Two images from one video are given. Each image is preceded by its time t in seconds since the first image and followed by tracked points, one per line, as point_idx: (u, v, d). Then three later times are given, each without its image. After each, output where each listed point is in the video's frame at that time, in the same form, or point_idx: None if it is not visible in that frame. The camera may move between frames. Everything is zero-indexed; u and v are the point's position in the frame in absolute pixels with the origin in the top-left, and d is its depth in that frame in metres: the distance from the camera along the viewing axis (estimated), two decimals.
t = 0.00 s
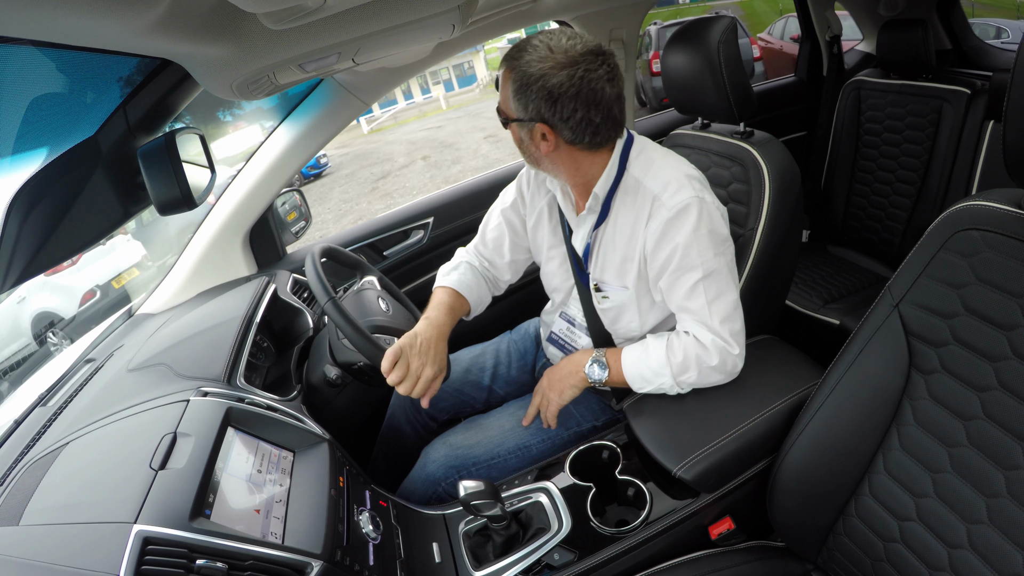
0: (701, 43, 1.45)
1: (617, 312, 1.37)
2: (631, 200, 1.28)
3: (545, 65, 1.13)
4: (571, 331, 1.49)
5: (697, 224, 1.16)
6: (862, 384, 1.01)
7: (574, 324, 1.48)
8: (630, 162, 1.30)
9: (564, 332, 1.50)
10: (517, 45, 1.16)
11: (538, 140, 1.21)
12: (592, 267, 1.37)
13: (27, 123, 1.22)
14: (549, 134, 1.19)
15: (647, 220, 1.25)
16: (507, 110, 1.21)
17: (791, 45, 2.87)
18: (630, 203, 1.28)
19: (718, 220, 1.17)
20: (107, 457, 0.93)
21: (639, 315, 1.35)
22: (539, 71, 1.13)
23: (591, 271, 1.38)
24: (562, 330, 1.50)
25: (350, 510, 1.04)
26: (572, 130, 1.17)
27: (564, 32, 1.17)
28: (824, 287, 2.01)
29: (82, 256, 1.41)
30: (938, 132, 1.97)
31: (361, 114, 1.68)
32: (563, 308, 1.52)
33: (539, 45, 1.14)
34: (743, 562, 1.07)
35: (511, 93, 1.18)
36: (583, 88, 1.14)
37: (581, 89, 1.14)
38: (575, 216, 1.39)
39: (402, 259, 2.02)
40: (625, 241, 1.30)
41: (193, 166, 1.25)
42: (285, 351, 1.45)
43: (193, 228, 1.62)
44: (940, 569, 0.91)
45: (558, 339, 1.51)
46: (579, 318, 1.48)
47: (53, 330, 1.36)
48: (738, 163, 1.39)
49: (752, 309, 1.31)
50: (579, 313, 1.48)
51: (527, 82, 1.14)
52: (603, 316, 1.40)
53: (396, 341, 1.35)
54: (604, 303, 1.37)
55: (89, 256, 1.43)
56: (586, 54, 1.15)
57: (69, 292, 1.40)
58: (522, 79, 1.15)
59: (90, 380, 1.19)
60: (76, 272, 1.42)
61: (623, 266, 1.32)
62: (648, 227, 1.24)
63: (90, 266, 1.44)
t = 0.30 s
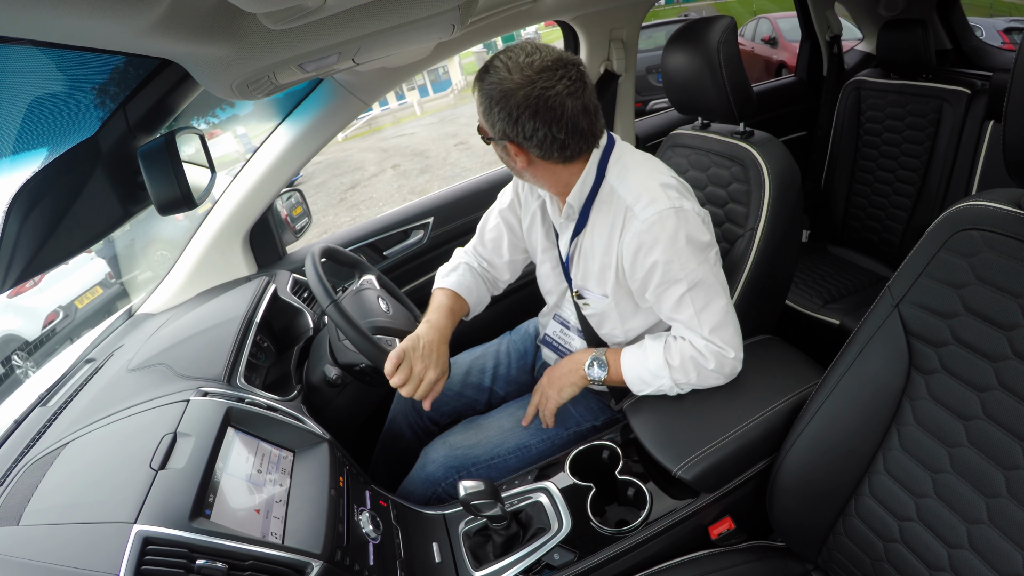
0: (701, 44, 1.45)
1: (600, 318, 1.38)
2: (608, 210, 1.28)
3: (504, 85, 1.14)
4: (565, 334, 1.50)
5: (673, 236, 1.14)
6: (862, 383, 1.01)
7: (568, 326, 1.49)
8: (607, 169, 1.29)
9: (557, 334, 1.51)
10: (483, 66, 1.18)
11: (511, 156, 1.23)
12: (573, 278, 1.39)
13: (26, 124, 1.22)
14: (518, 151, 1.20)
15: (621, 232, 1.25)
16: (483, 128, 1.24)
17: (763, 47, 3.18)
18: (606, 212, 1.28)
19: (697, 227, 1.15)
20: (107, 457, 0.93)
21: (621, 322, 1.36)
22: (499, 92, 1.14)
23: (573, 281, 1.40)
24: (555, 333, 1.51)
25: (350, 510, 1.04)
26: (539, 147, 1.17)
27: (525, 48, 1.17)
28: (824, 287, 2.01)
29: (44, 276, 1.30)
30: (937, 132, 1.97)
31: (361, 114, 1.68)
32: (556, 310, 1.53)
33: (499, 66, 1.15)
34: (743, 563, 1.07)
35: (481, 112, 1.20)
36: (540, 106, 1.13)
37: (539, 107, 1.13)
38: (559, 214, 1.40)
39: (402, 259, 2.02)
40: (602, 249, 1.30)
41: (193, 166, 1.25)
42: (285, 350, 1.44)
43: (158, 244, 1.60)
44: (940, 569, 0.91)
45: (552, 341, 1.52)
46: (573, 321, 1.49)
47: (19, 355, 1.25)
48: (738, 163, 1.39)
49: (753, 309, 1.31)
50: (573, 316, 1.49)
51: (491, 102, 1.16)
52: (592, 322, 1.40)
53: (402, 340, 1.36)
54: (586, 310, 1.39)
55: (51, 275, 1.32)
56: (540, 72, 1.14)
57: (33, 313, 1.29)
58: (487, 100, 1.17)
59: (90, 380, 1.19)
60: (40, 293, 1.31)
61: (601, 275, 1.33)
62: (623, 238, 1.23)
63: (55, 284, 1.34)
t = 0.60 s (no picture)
0: (701, 44, 1.45)
1: (602, 315, 1.37)
2: (610, 207, 1.28)
3: (516, 78, 1.14)
4: (565, 333, 1.48)
5: (673, 231, 1.15)
6: (863, 383, 1.01)
7: (569, 326, 1.47)
8: (609, 168, 1.29)
9: (559, 334, 1.49)
10: (490, 61, 1.17)
11: (517, 152, 1.22)
12: (577, 276, 1.38)
13: (26, 125, 1.19)
14: (526, 146, 1.20)
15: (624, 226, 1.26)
16: (487, 124, 1.23)
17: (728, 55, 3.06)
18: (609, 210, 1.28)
19: (696, 224, 1.16)
20: (107, 457, 0.93)
21: (624, 318, 1.35)
22: (510, 85, 1.14)
23: (576, 279, 1.39)
24: (556, 332, 1.49)
25: (350, 510, 1.04)
26: (547, 142, 1.17)
27: (534, 44, 1.18)
28: (824, 287, 2.01)
29: None
30: (938, 132, 1.97)
31: (361, 114, 1.68)
32: (557, 310, 1.51)
33: (509, 60, 1.15)
34: (743, 563, 1.07)
35: (487, 107, 1.19)
36: (553, 99, 1.14)
37: (553, 100, 1.14)
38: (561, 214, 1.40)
39: (402, 259, 2.02)
40: (604, 247, 1.30)
41: (193, 166, 1.25)
42: (285, 350, 1.44)
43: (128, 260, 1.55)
44: (940, 569, 0.91)
45: (553, 341, 1.49)
46: (575, 320, 1.47)
47: None
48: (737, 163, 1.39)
49: (753, 310, 1.31)
50: (574, 316, 1.47)
51: (500, 96, 1.16)
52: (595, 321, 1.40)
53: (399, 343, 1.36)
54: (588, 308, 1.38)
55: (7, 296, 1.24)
56: (552, 66, 1.15)
57: None
58: (495, 93, 1.16)
59: (90, 381, 1.19)
60: None
61: (604, 272, 1.33)
62: (626, 234, 1.24)
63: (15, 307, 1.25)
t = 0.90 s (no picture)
0: (701, 44, 1.46)
1: (599, 317, 1.36)
2: (610, 208, 1.29)
3: (520, 73, 1.14)
4: (565, 333, 1.46)
5: (670, 236, 1.15)
6: (862, 383, 1.01)
7: (569, 325, 1.46)
8: (611, 169, 1.29)
9: (559, 334, 1.48)
10: (497, 55, 1.18)
11: (518, 147, 1.23)
12: (574, 274, 1.39)
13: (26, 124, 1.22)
14: (527, 141, 1.20)
15: (621, 228, 1.25)
16: (491, 118, 1.24)
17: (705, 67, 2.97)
18: (609, 209, 1.29)
19: (691, 235, 1.16)
20: (108, 457, 0.93)
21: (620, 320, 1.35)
22: (514, 80, 1.15)
23: (574, 278, 1.40)
24: (556, 332, 1.48)
25: (350, 509, 1.04)
26: (548, 138, 1.18)
27: (540, 40, 1.18)
28: (824, 287, 2.01)
29: None
30: (938, 132, 1.97)
31: (361, 114, 1.67)
32: (557, 310, 1.50)
33: (515, 55, 1.16)
34: (743, 563, 1.07)
35: (491, 100, 1.20)
36: (554, 96, 1.14)
37: (554, 97, 1.14)
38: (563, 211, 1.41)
39: (402, 259, 2.02)
40: (602, 247, 1.31)
41: (193, 166, 1.25)
42: (285, 350, 1.44)
43: (92, 281, 1.48)
44: (940, 569, 0.90)
45: (553, 340, 1.49)
46: (575, 319, 1.46)
47: None
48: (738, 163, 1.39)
49: (753, 310, 1.31)
50: (574, 315, 1.46)
51: (504, 91, 1.17)
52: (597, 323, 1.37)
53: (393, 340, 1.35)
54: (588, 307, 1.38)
55: None
56: (557, 63, 1.15)
57: None
58: (499, 87, 1.17)
59: (90, 380, 1.19)
60: None
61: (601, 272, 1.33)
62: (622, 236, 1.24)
63: None
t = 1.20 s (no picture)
0: (701, 44, 1.46)
1: (590, 316, 1.36)
2: (601, 208, 1.28)
3: (504, 78, 1.15)
4: (563, 329, 1.46)
5: (660, 240, 1.14)
6: (862, 382, 1.01)
7: (568, 323, 1.45)
8: (605, 170, 1.29)
9: (556, 332, 1.47)
10: (489, 59, 1.19)
11: (512, 147, 1.24)
12: (568, 271, 1.41)
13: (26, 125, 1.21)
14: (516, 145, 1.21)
15: (611, 226, 1.25)
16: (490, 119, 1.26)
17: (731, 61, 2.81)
18: (598, 211, 1.29)
19: (682, 240, 1.16)
20: (108, 457, 0.93)
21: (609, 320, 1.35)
22: (498, 85, 1.16)
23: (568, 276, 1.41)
24: (554, 329, 1.47)
25: (350, 510, 1.04)
26: (533, 143, 1.18)
27: (530, 44, 1.17)
28: (824, 287, 2.01)
29: None
30: (938, 132, 1.97)
31: (361, 113, 1.67)
32: (554, 306, 1.50)
33: (503, 60, 1.17)
34: (743, 563, 1.07)
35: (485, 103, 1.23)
36: (534, 102, 1.13)
37: (534, 103, 1.13)
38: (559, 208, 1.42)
39: (402, 259, 2.02)
40: (593, 247, 1.30)
41: (193, 166, 1.25)
42: (285, 350, 1.44)
43: (59, 303, 1.37)
44: (940, 569, 0.90)
45: (552, 339, 1.48)
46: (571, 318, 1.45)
47: None
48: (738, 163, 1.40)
49: (753, 309, 1.31)
50: (572, 312, 1.45)
51: (492, 95, 1.18)
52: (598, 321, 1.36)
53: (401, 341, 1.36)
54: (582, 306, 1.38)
55: None
56: (537, 69, 1.14)
57: None
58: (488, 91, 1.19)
59: (90, 380, 1.19)
60: None
61: (590, 270, 1.34)
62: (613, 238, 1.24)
63: None
